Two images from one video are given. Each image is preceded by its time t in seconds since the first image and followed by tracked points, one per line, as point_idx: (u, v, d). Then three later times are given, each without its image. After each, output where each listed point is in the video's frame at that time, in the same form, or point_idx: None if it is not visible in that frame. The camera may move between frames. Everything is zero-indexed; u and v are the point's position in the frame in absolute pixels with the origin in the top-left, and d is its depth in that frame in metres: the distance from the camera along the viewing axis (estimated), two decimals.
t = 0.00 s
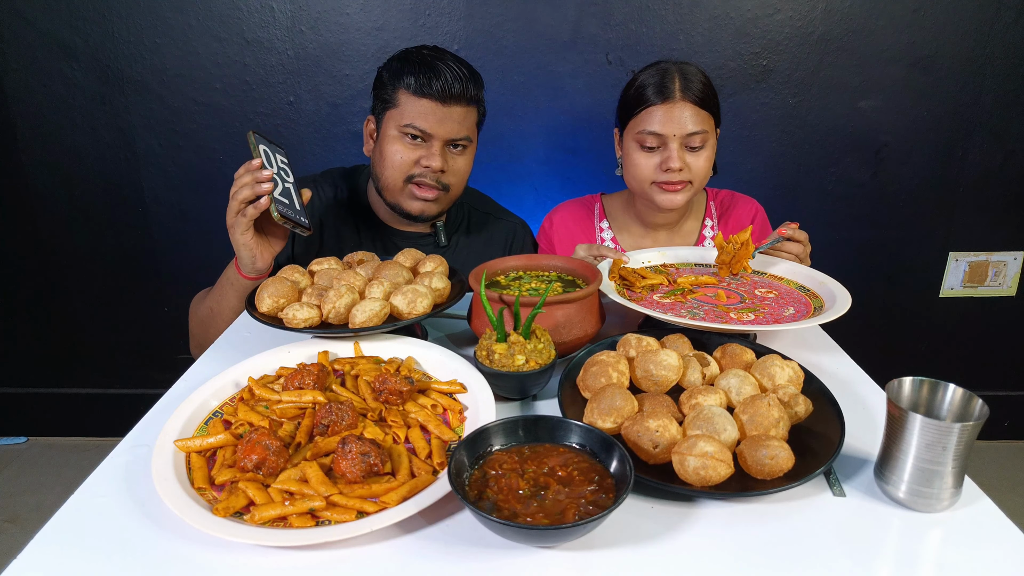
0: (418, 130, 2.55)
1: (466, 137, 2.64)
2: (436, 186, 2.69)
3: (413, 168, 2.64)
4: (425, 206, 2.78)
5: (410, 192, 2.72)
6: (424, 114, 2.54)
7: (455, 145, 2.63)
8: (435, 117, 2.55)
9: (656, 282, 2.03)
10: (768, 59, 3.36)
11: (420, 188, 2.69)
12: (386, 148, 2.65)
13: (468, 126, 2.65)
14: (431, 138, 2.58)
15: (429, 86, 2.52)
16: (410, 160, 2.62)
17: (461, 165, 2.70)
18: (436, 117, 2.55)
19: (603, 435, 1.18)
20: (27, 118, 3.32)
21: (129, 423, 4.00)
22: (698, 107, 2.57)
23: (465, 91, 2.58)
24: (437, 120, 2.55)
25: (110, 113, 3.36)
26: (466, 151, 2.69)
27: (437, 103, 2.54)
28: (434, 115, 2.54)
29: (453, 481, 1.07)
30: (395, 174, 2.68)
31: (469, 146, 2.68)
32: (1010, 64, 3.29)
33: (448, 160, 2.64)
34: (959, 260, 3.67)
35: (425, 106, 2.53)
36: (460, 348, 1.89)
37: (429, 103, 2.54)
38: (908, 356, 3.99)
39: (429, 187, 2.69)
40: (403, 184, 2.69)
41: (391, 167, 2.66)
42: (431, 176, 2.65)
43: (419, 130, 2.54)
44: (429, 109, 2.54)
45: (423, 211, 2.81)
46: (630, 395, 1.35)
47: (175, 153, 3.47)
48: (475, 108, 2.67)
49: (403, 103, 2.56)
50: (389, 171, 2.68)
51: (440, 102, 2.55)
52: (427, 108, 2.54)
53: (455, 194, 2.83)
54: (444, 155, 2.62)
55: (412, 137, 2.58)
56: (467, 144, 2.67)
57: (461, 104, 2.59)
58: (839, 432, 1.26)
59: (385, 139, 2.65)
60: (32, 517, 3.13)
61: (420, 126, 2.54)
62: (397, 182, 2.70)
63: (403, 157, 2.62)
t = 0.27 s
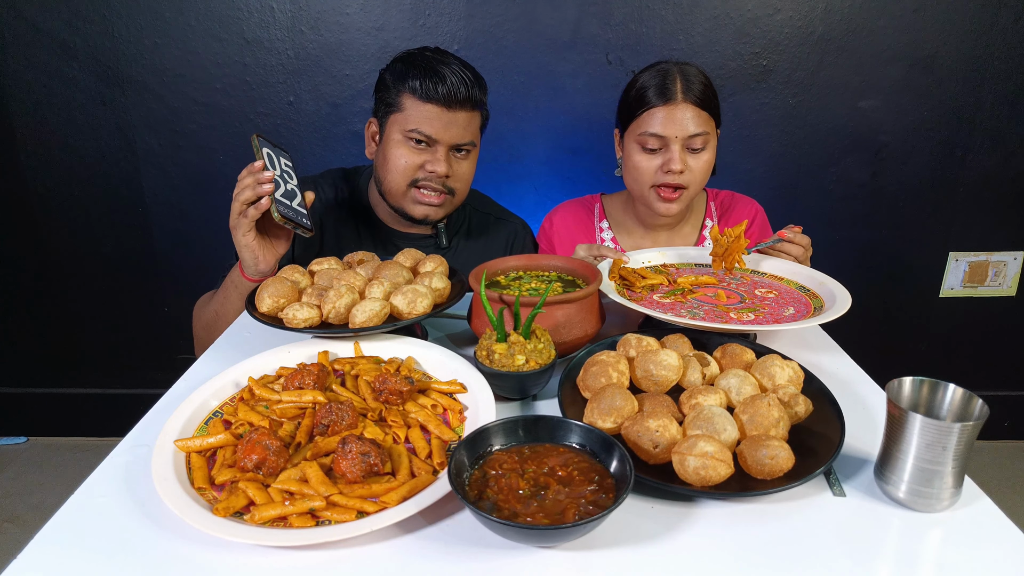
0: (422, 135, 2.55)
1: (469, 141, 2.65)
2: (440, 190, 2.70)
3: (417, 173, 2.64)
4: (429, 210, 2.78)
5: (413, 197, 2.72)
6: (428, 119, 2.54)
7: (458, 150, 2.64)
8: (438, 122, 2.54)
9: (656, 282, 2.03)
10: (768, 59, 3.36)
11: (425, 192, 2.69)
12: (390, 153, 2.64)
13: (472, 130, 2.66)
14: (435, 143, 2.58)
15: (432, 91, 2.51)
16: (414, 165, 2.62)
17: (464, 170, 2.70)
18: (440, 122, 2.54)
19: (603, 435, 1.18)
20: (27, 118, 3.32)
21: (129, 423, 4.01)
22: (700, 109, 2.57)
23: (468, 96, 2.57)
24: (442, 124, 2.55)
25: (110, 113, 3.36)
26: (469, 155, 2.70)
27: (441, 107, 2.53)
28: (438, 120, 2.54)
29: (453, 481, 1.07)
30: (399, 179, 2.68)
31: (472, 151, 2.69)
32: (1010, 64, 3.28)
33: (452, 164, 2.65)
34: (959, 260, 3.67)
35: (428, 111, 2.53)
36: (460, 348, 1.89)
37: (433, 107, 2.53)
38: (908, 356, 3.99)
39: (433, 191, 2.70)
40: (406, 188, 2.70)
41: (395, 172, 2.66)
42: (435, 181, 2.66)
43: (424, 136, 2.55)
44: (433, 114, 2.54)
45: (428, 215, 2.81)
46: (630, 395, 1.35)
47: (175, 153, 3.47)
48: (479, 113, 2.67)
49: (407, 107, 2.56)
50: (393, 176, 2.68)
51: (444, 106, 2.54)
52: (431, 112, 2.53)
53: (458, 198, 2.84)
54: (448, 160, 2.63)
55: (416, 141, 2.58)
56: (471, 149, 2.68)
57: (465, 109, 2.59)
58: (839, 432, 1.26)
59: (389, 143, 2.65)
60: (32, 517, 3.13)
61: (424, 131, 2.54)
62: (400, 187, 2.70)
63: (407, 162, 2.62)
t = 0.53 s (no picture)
0: (432, 133, 2.56)
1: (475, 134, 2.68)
2: (455, 183, 2.71)
3: (432, 170, 2.65)
4: (447, 203, 2.79)
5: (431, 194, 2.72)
6: (437, 116, 2.55)
7: (466, 143, 2.67)
8: (446, 118, 2.56)
9: (656, 282, 2.03)
10: (768, 59, 3.36)
11: (441, 187, 2.70)
12: (399, 155, 2.63)
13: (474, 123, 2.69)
14: (446, 138, 2.59)
15: (435, 87, 2.52)
16: (428, 163, 2.63)
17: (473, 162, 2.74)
18: (448, 117, 2.56)
19: (603, 434, 1.18)
20: (28, 118, 3.32)
21: (129, 423, 4.00)
22: (700, 106, 2.58)
23: (469, 90, 2.61)
24: (450, 120, 2.57)
25: (110, 113, 3.36)
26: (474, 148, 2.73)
27: (447, 102, 2.56)
28: (447, 116, 2.56)
29: (453, 481, 1.07)
30: (412, 178, 2.67)
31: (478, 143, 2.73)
32: (1010, 64, 3.29)
33: (464, 157, 2.68)
34: (959, 260, 3.67)
35: (436, 108, 2.55)
36: (460, 348, 1.89)
37: (440, 103, 2.55)
38: (909, 356, 3.99)
39: (450, 185, 2.71)
40: (423, 186, 2.69)
41: (409, 172, 2.65)
42: (450, 175, 2.67)
43: (435, 133, 2.56)
44: (440, 110, 2.56)
45: (445, 207, 2.82)
46: (630, 395, 1.35)
47: (175, 153, 3.47)
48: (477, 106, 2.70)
49: (413, 107, 2.56)
50: (407, 176, 2.67)
51: (450, 101, 2.56)
52: (439, 109, 2.55)
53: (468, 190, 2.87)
54: (460, 153, 2.66)
55: (427, 139, 2.58)
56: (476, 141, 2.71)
57: (467, 103, 2.62)
58: (839, 432, 1.26)
59: (396, 145, 2.63)
60: (32, 517, 3.13)
61: (434, 129, 2.55)
62: (416, 186, 2.69)
63: (420, 161, 2.62)
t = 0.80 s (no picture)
0: (435, 129, 2.57)
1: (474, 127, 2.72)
2: (459, 176, 2.73)
3: (437, 165, 2.66)
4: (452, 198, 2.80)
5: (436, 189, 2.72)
6: (437, 112, 2.57)
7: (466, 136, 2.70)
8: (448, 113, 2.59)
9: (656, 282, 2.03)
10: (768, 59, 3.36)
11: (446, 182, 2.71)
12: (403, 152, 2.62)
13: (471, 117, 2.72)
14: (447, 133, 2.62)
15: (433, 83, 2.54)
16: (433, 158, 2.64)
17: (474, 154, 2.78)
18: (449, 112, 2.59)
19: (603, 434, 1.18)
20: (28, 118, 3.32)
21: (129, 423, 4.00)
22: (697, 101, 2.59)
23: (466, 85, 2.64)
24: (450, 114, 2.59)
25: (110, 113, 3.37)
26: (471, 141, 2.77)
27: (446, 98, 2.58)
28: (447, 111, 2.58)
29: (453, 481, 1.07)
30: (417, 175, 2.66)
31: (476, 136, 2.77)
32: (1010, 64, 3.29)
33: (465, 149, 2.72)
34: (959, 260, 3.67)
35: (437, 104, 2.57)
36: (460, 348, 1.89)
37: (439, 99, 2.57)
38: (909, 356, 3.99)
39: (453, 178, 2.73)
40: (429, 182, 2.69)
41: (413, 170, 2.65)
42: (455, 169, 2.69)
43: (437, 128, 2.57)
44: (440, 106, 2.58)
45: (450, 202, 2.81)
46: (630, 395, 1.35)
47: (175, 153, 3.48)
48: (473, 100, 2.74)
49: (412, 104, 2.56)
50: (412, 174, 2.66)
51: (449, 96, 2.59)
52: (439, 105, 2.57)
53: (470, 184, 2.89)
54: (461, 146, 2.69)
55: (430, 136, 2.59)
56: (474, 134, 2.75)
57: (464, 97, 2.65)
58: (839, 433, 1.26)
59: (398, 143, 2.62)
60: (32, 517, 3.13)
61: (437, 124, 2.57)
62: (421, 183, 2.68)
63: (425, 158, 2.62)
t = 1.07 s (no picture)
0: (424, 131, 2.57)
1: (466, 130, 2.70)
2: (448, 179, 2.72)
3: (425, 167, 2.65)
4: (441, 200, 2.79)
5: (425, 190, 2.72)
6: (427, 114, 2.56)
7: (457, 138, 2.68)
8: (438, 115, 2.57)
9: (656, 282, 2.03)
10: (768, 59, 3.36)
11: (435, 184, 2.70)
12: (392, 154, 2.63)
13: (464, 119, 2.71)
14: (436, 136, 2.61)
15: (423, 85, 2.53)
16: (421, 160, 2.63)
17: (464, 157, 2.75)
18: (438, 114, 2.57)
19: (603, 434, 1.18)
20: (28, 118, 3.32)
21: (129, 423, 4.00)
22: (683, 94, 2.60)
23: (458, 86, 2.62)
24: (440, 117, 2.58)
25: (110, 113, 3.37)
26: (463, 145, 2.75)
27: (437, 100, 2.56)
28: (437, 113, 2.57)
29: (453, 480, 1.07)
30: (405, 177, 2.67)
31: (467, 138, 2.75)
32: (1010, 63, 3.28)
33: (455, 153, 2.70)
34: (959, 260, 3.67)
35: (427, 106, 2.55)
36: (460, 348, 1.90)
37: (429, 101, 2.56)
38: (909, 356, 3.99)
39: (443, 181, 2.71)
40: (416, 185, 2.69)
41: (401, 171, 2.65)
42: (444, 172, 2.68)
43: (426, 130, 2.57)
44: (430, 108, 2.56)
45: (439, 204, 2.81)
46: (630, 395, 1.35)
47: (175, 153, 3.48)
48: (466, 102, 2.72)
49: (402, 105, 2.56)
50: (400, 175, 2.66)
51: (440, 98, 2.57)
52: (429, 107, 2.56)
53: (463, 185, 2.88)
54: (451, 148, 2.67)
55: (418, 137, 2.59)
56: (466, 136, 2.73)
57: (457, 99, 2.63)
58: (839, 433, 1.26)
59: (388, 144, 2.63)
60: (32, 517, 3.13)
61: (425, 126, 2.56)
62: (410, 184, 2.68)
63: (413, 159, 2.62)
